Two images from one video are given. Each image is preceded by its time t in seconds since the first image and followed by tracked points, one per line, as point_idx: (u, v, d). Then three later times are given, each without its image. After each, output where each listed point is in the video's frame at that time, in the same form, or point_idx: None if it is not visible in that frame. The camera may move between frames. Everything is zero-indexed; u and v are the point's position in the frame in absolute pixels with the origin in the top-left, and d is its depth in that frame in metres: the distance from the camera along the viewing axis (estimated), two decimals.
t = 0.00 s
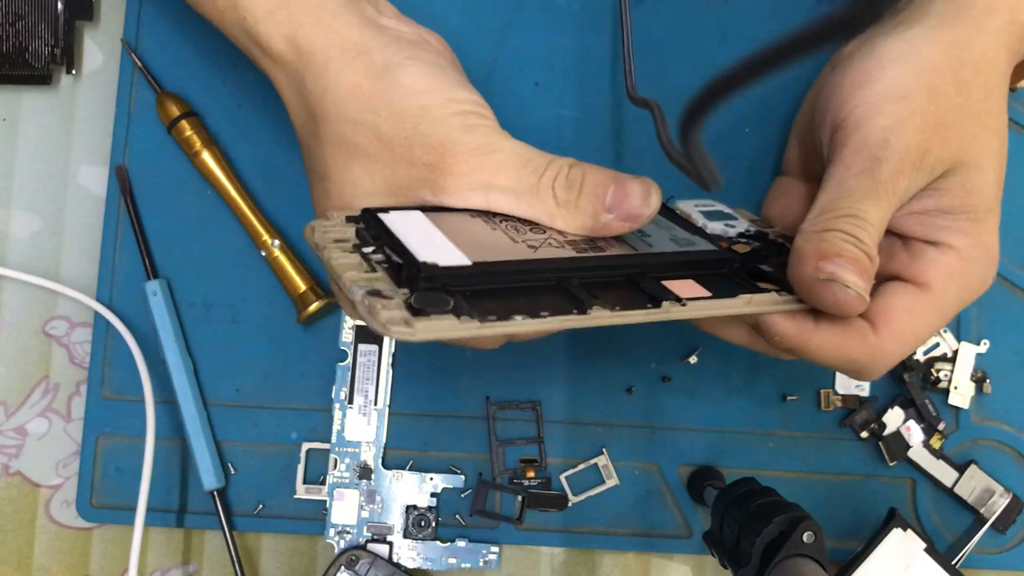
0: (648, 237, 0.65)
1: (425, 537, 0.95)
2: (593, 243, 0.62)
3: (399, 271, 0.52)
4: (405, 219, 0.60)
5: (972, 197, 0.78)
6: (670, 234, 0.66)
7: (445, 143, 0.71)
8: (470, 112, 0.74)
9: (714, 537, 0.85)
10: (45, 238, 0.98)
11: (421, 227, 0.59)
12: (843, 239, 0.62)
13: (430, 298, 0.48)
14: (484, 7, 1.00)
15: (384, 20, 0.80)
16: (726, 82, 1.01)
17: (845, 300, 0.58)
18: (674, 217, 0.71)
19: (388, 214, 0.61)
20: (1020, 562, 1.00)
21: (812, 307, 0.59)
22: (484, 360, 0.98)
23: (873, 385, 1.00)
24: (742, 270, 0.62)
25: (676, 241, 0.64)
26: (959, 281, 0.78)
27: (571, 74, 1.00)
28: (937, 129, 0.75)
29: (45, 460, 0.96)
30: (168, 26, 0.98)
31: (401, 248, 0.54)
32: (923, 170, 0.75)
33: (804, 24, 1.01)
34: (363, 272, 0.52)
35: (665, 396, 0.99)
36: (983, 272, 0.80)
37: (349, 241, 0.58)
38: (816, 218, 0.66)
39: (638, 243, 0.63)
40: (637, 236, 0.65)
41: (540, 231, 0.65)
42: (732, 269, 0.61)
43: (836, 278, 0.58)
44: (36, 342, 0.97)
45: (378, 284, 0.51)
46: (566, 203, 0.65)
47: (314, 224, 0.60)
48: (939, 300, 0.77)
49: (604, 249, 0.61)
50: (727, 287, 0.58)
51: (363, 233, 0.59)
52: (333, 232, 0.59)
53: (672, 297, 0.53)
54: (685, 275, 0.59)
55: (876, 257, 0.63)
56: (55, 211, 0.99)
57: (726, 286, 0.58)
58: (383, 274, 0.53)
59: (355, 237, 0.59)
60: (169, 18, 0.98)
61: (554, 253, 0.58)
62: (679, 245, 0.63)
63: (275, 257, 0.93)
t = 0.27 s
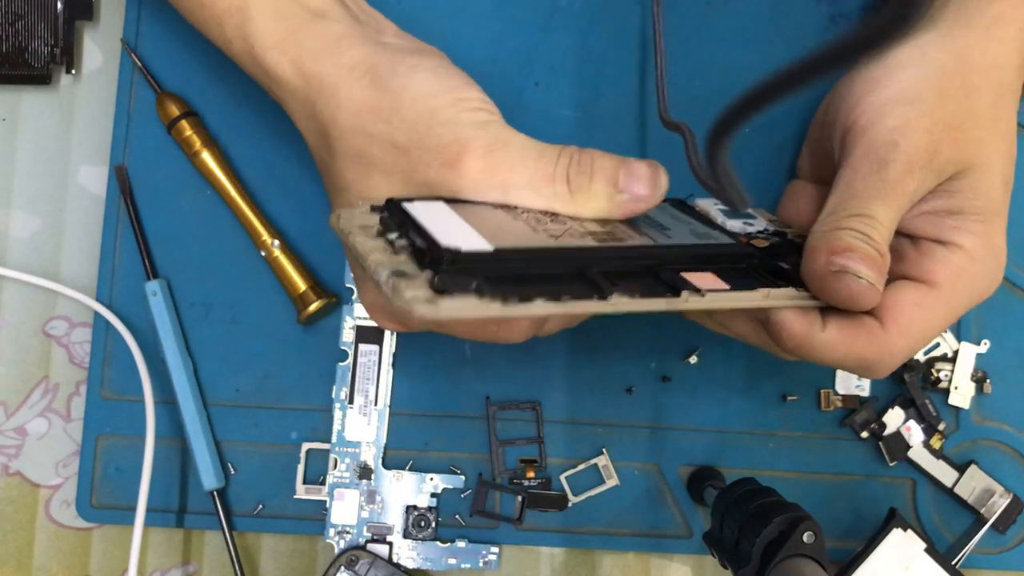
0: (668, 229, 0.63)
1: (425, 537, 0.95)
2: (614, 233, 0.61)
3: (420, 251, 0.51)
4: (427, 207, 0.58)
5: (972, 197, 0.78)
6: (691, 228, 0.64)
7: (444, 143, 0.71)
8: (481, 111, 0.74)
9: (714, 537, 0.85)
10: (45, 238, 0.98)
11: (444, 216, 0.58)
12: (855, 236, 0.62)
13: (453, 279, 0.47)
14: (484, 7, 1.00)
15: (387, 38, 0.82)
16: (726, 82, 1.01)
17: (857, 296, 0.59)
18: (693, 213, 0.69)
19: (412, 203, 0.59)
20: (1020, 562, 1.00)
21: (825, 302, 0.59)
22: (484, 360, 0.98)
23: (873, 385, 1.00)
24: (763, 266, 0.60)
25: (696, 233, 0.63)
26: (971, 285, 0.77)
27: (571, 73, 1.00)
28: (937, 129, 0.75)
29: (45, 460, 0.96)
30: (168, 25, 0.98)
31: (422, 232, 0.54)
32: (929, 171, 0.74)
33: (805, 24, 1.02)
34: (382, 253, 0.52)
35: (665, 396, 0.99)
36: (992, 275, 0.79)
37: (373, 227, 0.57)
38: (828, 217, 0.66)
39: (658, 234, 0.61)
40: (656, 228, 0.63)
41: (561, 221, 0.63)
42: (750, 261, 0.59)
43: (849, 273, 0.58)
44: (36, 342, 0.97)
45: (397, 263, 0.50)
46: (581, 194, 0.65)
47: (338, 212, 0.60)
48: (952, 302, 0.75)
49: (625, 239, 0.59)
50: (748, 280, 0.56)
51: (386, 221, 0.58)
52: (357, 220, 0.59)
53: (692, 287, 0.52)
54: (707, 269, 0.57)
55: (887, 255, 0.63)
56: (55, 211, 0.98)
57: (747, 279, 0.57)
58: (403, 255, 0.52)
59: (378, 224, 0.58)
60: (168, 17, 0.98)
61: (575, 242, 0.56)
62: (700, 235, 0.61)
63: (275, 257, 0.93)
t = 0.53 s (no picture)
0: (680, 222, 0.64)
1: (425, 537, 0.95)
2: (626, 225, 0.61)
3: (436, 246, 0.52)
4: (442, 203, 0.59)
5: (971, 197, 0.78)
6: (703, 220, 0.65)
7: (444, 143, 0.71)
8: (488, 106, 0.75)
9: (714, 537, 0.85)
10: (45, 238, 0.98)
11: (458, 209, 0.59)
12: (861, 242, 0.62)
13: (470, 277, 0.48)
14: (484, 8, 1.00)
15: (389, 41, 0.83)
16: (726, 82, 1.01)
17: (859, 303, 0.59)
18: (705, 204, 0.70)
19: (428, 198, 0.60)
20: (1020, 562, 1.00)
21: (826, 305, 0.59)
22: (484, 361, 0.98)
23: (873, 385, 1.00)
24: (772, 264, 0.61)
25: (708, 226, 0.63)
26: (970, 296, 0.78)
27: (570, 73, 1.00)
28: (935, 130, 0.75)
29: (45, 460, 0.96)
30: (168, 25, 0.98)
31: (437, 226, 0.54)
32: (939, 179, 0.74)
33: (805, 25, 1.02)
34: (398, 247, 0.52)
35: (665, 395, 0.99)
36: (998, 281, 0.79)
37: (389, 219, 0.58)
38: (837, 220, 0.66)
39: (670, 227, 0.62)
40: (668, 221, 0.64)
41: (574, 214, 0.64)
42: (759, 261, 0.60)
43: (851, 280, 0.58)
44: (36, 342, 0.97)
45: (414, 257, 0.50)
46: (594, 180, 0.66)
47: (352, 204, 0.60)
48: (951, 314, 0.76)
49: (638, 232, 0.60)
50: (758, 278, 0.57)
51: (402, 213, 0.58)
52: (372, 212, 0.59)
53: (703, 285, 0.52)
54: (717, 265, 0.58)
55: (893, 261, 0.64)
56: (55, 211, 0.99)
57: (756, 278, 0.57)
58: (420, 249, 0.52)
59: (393, 216, 0.58)
60: (169, 17, 0.98)
61: (588, 236, 0.57)
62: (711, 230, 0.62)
63: (275, 257, 0.93)
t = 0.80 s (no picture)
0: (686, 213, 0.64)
1: (425, 537, 0.95)
2: (633, 217, 0.62)
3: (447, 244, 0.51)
4: (447, 194, 0.59)
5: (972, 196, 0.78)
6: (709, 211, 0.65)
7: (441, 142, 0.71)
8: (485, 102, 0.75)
9: (714, 537, 0.85)
10: (45, 238, 0.98)
11: (465, 202, 0.58)
12: (865, 241, 0.62)
13: (483, 277, 0.48)
14: (484, 7, 1.00)
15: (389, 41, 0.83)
16: (725, 82, 1.01)
17: (862, 303, 0.59)
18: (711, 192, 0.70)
19: (433, 190, 0.59)
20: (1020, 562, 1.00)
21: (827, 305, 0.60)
22: (484, 361, 0.98)
23: (873, 385, 1.00)
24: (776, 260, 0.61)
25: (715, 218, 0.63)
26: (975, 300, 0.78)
27: (570, 73, 1.00)
28: (936, 130, 0.75)
29: (45, 460, 0.96)
30: (168, 25, 0.98)
31: (447, 223, 0.54)
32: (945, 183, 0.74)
33: (805, 24, 1.02)
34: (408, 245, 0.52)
35: (665, 395, 0.99)
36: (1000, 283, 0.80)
37: (395, 213, 0.57)
38: (841, 219, 0.66)
39: (677, 219, 0.62)
40: (675, 212, 0.64)
41: (581, 206, 0.63)
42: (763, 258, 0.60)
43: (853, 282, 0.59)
44: (36, 342, 0.97)
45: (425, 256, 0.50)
46: (601, 170, 0.67)
47: (357, 199, 0.59)
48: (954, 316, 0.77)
49: (645, 225, 0.60)
50: (764, 275, 0.58)
51: (408, 208, 0.58)
52: (379, 206, 0.58)
53: (711, 283, 0.53)
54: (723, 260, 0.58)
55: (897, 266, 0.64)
56: (55, 211, 0.99)
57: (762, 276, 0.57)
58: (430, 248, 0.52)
59: (400, 210, 0.58)
60: (169, 17, 0.98)
61: (595, 229, 0.57)
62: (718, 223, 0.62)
63: (275, 257, 0.93)
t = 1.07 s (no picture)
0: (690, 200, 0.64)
1: (425, 537, 0.95)
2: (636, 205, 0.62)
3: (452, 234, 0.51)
4: (450, 180, 0.59)
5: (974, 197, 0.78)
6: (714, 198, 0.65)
7: (441, 138, 0.71)
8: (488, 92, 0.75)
9: (714, 537, 0.85)
10: (45, 238, 0.98)
11: (467, 189, 0.59)
12: (867, 236, 0.62)
13: (490, 268, 0.48)
14: (485, 8, 1.00)
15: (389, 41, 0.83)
16: (724, 81, 1.01)
17: (856, 298, 0.59)
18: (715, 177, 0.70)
19: (436, 175, 0.60)
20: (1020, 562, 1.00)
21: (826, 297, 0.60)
22: (484, 361, 0.98)
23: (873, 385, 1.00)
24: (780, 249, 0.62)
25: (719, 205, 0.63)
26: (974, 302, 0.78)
27: (571, 73, 1.00)
28: (943, 131, 0.75)
29: (46, 459, 0.96)
30: (168, 25, 0.98)
31: (451, 212, 0.54)
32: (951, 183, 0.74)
33: (805, 25, 1.02)
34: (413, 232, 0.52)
35: (665, 395, 0.99)
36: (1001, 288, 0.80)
37: (398, 201, 0.57)
38: (846, 211, 0.66)
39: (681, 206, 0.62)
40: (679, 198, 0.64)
41: (585, 193, 0.64)
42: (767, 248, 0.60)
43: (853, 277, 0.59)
44: (36, 342, 0.97)
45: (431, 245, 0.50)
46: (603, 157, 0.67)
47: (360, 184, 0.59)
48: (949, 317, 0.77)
49: (649, 213, 0.60)
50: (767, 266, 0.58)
51: (411, 194, 0.58)
52: (381, 194, 0.58)
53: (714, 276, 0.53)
54: (726, 250, 0.58)
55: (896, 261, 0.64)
56: (55, 210, 0.99)
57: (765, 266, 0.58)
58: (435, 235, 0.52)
59: (403, 197, 0.58)
60: (169, 18, 0.98)
61: (600, 218, 0.57)
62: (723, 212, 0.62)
63: (275, 257, 0.93)
